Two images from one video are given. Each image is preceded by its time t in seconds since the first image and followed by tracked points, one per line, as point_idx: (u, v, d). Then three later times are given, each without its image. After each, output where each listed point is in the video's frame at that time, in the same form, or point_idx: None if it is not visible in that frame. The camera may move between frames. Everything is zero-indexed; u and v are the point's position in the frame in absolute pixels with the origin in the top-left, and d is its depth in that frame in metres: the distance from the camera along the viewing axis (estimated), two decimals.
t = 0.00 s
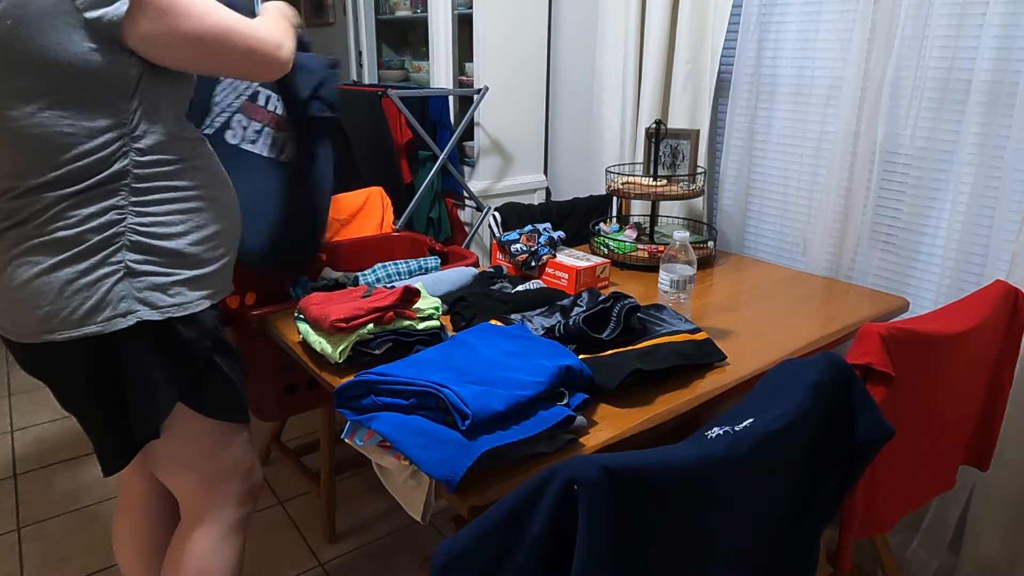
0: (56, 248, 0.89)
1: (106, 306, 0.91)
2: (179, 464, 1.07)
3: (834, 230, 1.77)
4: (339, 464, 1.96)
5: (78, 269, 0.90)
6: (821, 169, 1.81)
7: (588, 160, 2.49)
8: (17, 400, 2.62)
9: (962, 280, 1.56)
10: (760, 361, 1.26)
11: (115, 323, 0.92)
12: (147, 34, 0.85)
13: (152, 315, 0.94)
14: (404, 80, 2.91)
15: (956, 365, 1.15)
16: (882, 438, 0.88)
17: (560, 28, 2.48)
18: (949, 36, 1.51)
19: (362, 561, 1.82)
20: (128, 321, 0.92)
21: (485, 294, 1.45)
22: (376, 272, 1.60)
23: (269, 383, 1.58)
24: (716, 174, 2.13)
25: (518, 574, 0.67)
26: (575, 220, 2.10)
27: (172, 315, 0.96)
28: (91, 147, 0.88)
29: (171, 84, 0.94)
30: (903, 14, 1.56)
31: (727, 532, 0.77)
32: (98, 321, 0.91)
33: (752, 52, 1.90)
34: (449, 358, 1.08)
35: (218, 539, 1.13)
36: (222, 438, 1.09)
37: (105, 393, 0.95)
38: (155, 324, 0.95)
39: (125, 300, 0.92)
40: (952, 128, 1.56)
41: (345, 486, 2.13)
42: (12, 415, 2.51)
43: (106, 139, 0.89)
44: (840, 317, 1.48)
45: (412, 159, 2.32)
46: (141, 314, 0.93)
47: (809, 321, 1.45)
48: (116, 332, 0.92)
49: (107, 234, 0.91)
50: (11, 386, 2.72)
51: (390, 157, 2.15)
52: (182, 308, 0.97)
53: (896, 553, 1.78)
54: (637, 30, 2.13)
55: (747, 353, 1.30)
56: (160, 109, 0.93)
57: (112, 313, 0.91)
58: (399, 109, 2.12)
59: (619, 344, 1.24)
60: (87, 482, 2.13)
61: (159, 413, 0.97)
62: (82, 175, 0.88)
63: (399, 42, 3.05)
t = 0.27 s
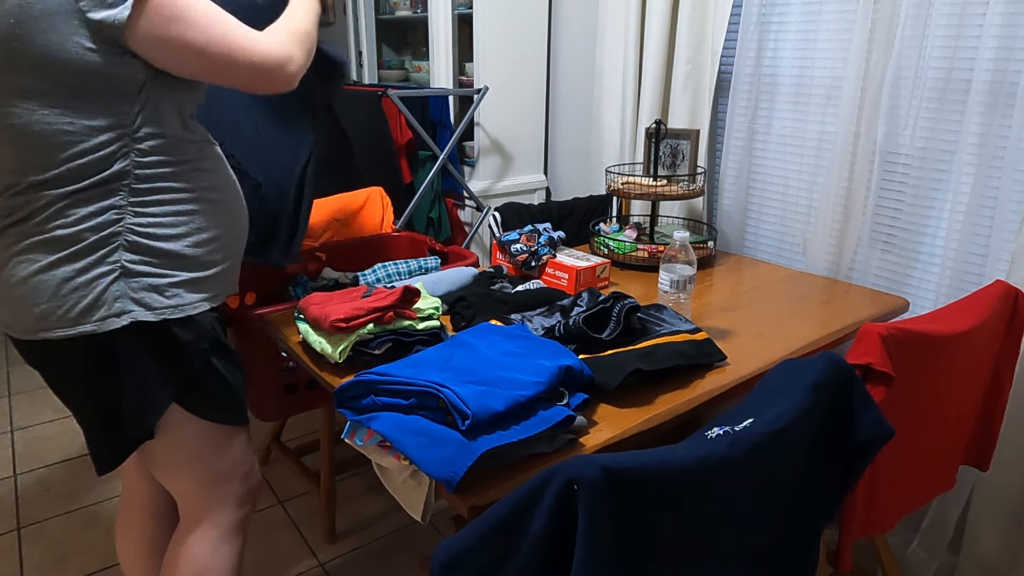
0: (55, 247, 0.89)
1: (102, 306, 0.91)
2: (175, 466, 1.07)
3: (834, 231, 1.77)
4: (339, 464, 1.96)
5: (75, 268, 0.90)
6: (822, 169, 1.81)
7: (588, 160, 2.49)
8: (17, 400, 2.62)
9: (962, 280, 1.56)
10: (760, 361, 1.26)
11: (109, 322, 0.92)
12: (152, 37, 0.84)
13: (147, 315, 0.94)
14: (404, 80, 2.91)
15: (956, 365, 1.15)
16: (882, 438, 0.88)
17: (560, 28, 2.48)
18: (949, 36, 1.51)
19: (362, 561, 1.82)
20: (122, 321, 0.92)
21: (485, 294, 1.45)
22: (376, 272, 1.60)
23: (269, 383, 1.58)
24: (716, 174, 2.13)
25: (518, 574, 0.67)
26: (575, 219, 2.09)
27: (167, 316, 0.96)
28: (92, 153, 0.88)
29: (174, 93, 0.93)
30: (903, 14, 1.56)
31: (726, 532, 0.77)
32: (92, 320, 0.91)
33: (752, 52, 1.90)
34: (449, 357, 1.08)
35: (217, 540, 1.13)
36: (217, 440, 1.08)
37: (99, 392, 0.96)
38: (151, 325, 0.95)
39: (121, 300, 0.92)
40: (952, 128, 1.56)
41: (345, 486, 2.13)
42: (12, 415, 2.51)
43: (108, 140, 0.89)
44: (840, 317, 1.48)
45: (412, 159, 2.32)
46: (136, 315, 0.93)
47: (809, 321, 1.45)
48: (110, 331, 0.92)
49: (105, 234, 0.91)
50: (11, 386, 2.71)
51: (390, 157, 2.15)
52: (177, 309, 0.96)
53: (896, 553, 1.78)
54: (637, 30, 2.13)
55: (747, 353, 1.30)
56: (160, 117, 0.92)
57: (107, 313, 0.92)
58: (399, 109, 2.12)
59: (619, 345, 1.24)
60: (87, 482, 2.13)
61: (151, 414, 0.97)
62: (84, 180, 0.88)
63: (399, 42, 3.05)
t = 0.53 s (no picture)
0: (13, 250, 0.88)
1: (54, 315, 0.89)
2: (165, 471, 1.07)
3: (834, 230, 1.77)
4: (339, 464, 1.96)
5: (30, 275, 0.88)
6: (822, 169, 1.81)
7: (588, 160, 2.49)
8: (17, 400, 2.62)
9: (963, 280, 1.56)
10: (760, 361, 1.26)
11: (62, 332, 0.90)
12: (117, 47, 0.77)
13: (98, 326, 0.91)
14: (404, 80, 2.91)
15: (956, 366, 1.15)
16: (882, 438, 0.88)
17: (560, 28, 2.48)
18: (949, 36, 1.51)
19: (362, 561, 1.82)
20: (73, 332, 0.90)
21: (485, 294, 1.45)
22: (376, 272, 1.59)
23: (269, 383, 1.58)
24: (717, 174, 2.13)
25: (518, 574, 0.67)
26: (575, 219, 2.10)
27: (121, 327, 0.92)
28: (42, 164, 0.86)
29: (140, 101, 0.90)
30: (903, 14, 1.56)
31: (726, 532, 0.77)
32: (46, 329, 0.89)
33: (752, 52, 1.90)
34: (449, 358, 1.08)
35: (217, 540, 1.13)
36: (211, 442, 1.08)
37: (63, 397, 0.94)
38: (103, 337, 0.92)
39: (72, 310, 0.90)
40: (952, 128, 1.56)
41: (345, 486, 2.13)
42: (12, 415, 2.51)
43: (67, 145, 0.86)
44: (840, 317, 1.48)
45: (412, 159, 2.32)
46: (87, 325, 0.90)
47: (809, 321, 1.45)
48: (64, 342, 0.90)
49: (57, 240, 0.88)
50: (11, 386, 2.71)
51: (390, 157, 2.15)
52: (131, 322, 0.93)
53: (896, 553, 1.78)
54: (637, 30, 2.13)
55: (747, 353, 1.30)
56: (120, 126, 0.89)
57: (58, 323, 0.89)
58: (400, 109, 2.12)
59: (619, 344, 1.24)
60: (87, 482, 2.13)
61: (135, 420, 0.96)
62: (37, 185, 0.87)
63: (399, 42, 3.05)
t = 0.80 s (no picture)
0: (31, 253, 0.87)
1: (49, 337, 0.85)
2: (152, 500, 1.03)
3: (834, 230, 1.77)
4: (338, 463, 1.96)
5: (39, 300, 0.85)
6: (822, 169, 1.81)
7: (588, 160, 2.49)
8: (17, 400, 2.62)
9: (962, 280, 1.56)
10: (760, 361, 1.26)
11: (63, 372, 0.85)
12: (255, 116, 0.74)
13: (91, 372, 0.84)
14: (403, 80, 2.91)
15: (956, 365, 1.15)
16: (882, 438, 0.88)
17: (560, 28, 2.48)
18: (949, 36, 1.51)
19: (362, 561, 1.82)
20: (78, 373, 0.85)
21: (485, 294, 1.45)
22: (376, 272, 1.59)
23: (269, 383, 1.58)
24: (717, 174, 2.13)
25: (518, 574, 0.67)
26: (575, 220, 2.10)
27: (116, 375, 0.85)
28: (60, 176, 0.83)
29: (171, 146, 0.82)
30: (903, 13, 1.56)
31: (727, 532, 0.77)
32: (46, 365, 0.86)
33: (752, 52, 1.90)
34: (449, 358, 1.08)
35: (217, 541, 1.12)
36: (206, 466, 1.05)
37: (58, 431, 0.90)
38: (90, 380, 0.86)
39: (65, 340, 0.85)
40: (952, 128, 1.56)
41: (345, 486, 2.13)
42: (12, 415, 2.51)
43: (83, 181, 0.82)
44: (840, 317, 1.48)
45: (412, 159, 2.33)
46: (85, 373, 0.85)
47: (809, 322, 1.45)
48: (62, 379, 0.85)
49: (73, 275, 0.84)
50: (10, 386, 2.71)
51: (390, 157, 2.15)
52: (117, 372, 0.85)
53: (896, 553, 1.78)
54: (637, 29, 2.13)
55: (748, 353, 1.30)
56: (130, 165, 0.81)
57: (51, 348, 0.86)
58: (400, 109, 2.12)
59: (618, 347, 1.24)
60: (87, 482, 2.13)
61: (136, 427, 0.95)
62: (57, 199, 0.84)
63: (399, 41, 3.06)
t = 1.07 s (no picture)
0: (31, 228, 0.94)
1: (45, 305, 0.92)
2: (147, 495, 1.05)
3: (835, 230, 1.77)
4: (338, 464, 1.96)
5: (39, 259, 0.93)
6: (821, 169, 1.81)
7: (588, 160, 2.49)
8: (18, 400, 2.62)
9: (963, 280, 1.56)
10: (760, 361, 1.26)
11: (45, 326, 0.91)
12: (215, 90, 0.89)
13: (84, 330, 0.93)
14: (404, 80, 2.91)
15: (956, 365, 1.15)
16: (882, 438, 0.88)
17: (560, 28, 2.48)
18: (949, 36, 1.51)
19: (362, 561, 1.82)
20: (56, 328, 0.92)
21: (485, 294, 1.45)
22: (376, 272, 1.59)
23: (269, 383, 1.57)
24: (717, 174, 2.13)
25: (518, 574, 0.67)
26: (575, 219, 2.10)
27: (109, 339, 0.94)
28: (80, 157, 0.95)
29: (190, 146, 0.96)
30: (903, 13, 1.56)
31: (726, 532, 0.77)
32: (30, 319, 0.92)
33: (752, 52, 1.90)
34: (449, 358, 1.08)
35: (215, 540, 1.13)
36: (187, 456, 1.06)
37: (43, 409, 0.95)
38: (92, 344, 0.94)
39: (65, 307, 0.92)
40: (952, 128, 1.56)
41: (345, 486, 2.13)
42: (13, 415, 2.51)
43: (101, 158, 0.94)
44: (840, 316, 1.48)
45: (412, 159, 2.33)
46: (73, 325, 0.92)
47: (810, 321, 1.45)
48: (43, 335, 0.92)
49: (85, 234, 0.93)
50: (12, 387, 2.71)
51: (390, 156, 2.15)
52: (121, 338, 0.95)
53: (896, 553, 1.78)
54: (637, 29, 2.13)
55: (748, 353, 1.30)
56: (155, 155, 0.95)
57: (46, 315, 0.92)
58: (400, 109, 2.11)
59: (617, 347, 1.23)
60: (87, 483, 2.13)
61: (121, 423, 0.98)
62: (73, 172, 0.94)
63: (399, 41, 3.06)
